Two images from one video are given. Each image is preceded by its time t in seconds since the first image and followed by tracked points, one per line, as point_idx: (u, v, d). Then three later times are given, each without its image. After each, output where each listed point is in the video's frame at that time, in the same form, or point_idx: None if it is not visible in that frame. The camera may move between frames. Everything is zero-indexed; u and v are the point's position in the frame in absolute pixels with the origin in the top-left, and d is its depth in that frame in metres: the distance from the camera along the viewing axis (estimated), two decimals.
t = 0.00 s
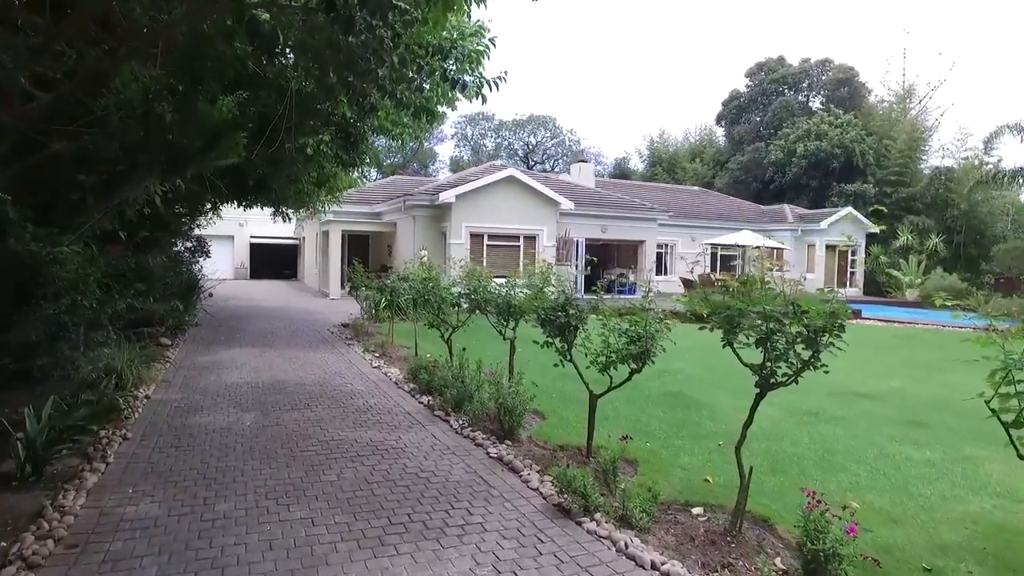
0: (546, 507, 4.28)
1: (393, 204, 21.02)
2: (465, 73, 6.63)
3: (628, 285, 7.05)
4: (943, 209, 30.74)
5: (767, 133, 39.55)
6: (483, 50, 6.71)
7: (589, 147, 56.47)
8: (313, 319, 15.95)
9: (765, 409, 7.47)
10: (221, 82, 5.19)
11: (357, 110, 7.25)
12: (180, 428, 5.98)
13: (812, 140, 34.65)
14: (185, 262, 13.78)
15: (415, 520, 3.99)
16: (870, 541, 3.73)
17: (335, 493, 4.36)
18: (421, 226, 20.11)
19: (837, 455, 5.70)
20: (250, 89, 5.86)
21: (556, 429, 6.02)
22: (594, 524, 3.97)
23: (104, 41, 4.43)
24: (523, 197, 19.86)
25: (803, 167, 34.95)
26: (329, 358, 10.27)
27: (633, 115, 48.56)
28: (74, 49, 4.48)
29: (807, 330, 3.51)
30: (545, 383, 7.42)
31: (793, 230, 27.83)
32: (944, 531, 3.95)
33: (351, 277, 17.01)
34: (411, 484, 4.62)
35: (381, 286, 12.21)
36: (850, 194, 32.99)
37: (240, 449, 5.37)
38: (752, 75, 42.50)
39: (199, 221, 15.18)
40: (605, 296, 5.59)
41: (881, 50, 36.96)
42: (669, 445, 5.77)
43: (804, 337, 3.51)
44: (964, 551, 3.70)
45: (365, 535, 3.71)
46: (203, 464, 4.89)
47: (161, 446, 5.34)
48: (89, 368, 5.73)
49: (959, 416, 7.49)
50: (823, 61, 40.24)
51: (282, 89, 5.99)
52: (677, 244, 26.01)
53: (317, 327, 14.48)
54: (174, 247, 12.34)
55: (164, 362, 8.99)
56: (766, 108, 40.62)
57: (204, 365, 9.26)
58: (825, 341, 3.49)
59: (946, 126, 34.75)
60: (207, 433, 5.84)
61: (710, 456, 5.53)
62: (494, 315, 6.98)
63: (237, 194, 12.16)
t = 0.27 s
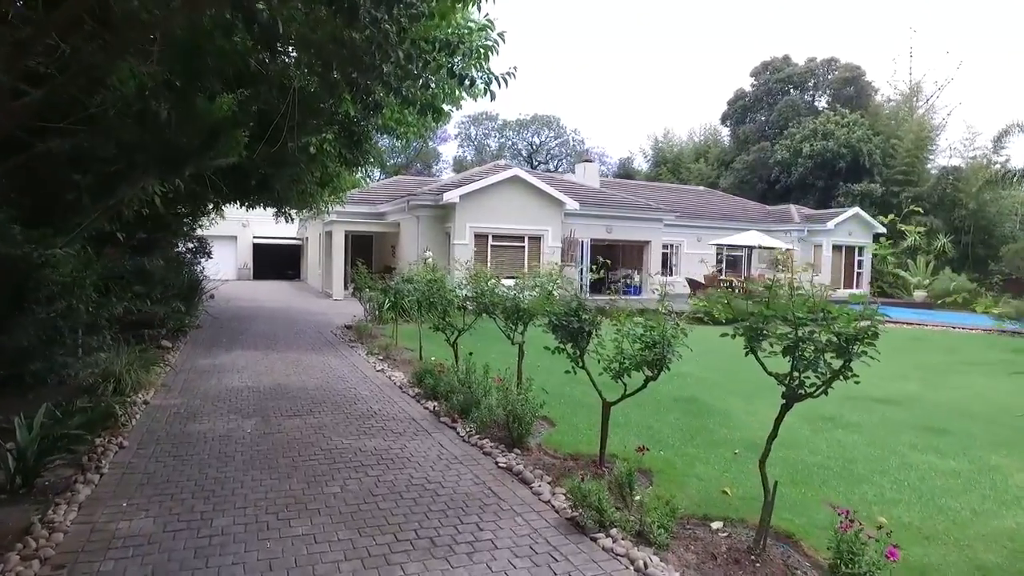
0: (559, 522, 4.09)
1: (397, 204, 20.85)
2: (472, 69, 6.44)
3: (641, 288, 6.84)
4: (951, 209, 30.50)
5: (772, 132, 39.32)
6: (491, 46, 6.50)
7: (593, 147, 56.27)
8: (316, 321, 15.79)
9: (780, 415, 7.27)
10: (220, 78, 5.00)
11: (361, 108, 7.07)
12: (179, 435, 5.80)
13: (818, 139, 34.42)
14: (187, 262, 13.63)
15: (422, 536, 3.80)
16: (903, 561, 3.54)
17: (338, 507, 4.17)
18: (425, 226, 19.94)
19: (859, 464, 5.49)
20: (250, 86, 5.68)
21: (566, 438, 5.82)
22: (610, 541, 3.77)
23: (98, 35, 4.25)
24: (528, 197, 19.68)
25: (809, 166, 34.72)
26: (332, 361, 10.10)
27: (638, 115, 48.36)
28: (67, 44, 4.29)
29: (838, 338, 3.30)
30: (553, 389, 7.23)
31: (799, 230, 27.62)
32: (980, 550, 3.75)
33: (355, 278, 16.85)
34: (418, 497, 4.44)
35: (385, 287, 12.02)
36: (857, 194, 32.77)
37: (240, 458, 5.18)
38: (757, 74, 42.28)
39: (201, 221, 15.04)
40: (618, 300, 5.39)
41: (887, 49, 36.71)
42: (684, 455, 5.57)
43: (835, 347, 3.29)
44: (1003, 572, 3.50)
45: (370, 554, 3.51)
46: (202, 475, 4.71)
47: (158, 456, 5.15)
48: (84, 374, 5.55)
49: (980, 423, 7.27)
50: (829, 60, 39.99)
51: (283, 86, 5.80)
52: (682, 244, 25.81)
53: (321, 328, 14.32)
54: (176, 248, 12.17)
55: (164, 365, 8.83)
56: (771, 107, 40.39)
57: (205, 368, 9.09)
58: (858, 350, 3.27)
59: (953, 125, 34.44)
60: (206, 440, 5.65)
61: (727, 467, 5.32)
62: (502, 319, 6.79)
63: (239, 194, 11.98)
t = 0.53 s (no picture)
0: (570, 534, 3.92)
1: (400, 204, 20.68)
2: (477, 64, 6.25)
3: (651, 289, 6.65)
4: (957, 209, 30.27)
5: (776, 132, 39.10)
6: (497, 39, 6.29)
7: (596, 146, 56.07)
8: (318, 322, 15.63)
9: (794, 419, 7.08)
10: (218, 71, 4.84)
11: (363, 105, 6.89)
12: (176, 441, 5.63)
13: (822, 139, 34.20)
14: (188, 263, 13.47)
15: (426, 549, 3.63)
16: None
17: (339, 517, 4.00)
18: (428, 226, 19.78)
19: (875, 470, 5.32)
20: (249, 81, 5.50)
21: (574, 444, 5.64)
22: (624, 555, 3.60)
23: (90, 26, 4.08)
24: (531, 197, 19.50)
25: (814, 166, 34.51)
26: (334, 363, 9.93)
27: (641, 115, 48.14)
28: (57, 36, 4.13)
29: (868, 343, 3.12)
30: (560, 394, 7.05)
31: (804, 230, 27.42)
32: (1013, 565, 3.56)
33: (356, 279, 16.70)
34: (421, 506, 4.26)
35: (387, 288, 11.85)
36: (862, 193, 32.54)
37: (238, 464, 5.01)
38: (761, 74, 42.05)
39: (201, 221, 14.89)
40: (630, 302, 5.21)
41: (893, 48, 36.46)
42: (696, 461, 5.39)
43: (862, 353, 3.12)
44: None
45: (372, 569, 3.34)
46: (197, 483, 4.54)
47: (153, 462, 4.98)
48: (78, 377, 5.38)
49: (997, 427, 7.08)
50: (834, 59, 39.75)
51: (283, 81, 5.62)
52: (687, 244, 25.62)
53: (322, 329, 14.16)
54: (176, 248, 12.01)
55: (162, 368, 8.68)
56: (775, 106, 40.17)
57: (204, 370, 8.93)
58: (888, 355, 3.10)
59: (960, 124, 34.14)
60: (203, 446, 5.48)
61: (742, 474, 5.15)
62: (508, 321, 6.62)
63: (240, 193, 11.80)
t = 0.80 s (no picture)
0: (580, 548, 3.71)
1: (401, 204, 20.48)
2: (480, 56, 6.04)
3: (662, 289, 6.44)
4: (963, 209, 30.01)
5: (780, 131, 38.84)
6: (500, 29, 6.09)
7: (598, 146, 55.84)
8: (319, 322, 15.44)
9: (807, 424, 6.86)
10: (211, 63, 4.63)
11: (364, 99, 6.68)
12: (169, 447, 5.42)
13: (827, 138, 33.94)
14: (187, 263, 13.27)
15: (429, 564, 3.42)
16: None
17: (336, 530, 3.80)
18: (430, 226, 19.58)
19: (896, 478, 5.10)
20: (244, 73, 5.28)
21: (582, 449, 5.43)
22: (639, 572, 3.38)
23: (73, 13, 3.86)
24: (534, 196, 19.30)
25: (818, 165, 34.25)
26: (334, 365, 9.73)
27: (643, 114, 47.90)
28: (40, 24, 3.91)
29: (901, 347, 2.91)
30: (567, 398, 6.84)
31: (809, 230, 27.19)
32: None
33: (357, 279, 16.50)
34: (423, 517, 4.06)
35: (388, 288, 11.64)
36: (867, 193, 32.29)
37: (232, 471, 4.81)
38: (765, 72, 41.79)
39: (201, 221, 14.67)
40: (642, 303, 4.99)
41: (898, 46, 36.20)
42: (709, 468, 5.17)
43: (895, 358, 2.90)
44: None
45: None
46: (189, 492, 4.33)
47: (144, 470, 4.78)
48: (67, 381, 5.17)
49: (1018, 432, 6.84)
50: (838, 58, 39.49)
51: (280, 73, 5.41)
52: (691, 244, 25.39)
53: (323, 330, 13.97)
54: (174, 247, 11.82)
55: (158, 370, 8.47)
56: (779, 105, 39.93)
57: (200, 372, 8.72)
58: (924, 361, 2.88)
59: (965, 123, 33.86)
60: (197, 453, 5.27)
61: (757, 482, 4.93)
62: (513, 323, 6.41)
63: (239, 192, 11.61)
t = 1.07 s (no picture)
0: (590, 565, 3.51)
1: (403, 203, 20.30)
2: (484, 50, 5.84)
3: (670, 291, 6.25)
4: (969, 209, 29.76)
5: (784, 130, 38.59)
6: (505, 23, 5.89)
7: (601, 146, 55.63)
8: (320, 323, 15.27)
9: (820, 429, 6.66)
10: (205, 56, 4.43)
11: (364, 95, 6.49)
12: (162, 454, 5.24)
13: (832, 137, 33.70)
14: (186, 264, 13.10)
15: None
16: None
17: (332, 545, 3.61)
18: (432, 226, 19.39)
19: (918, 488, 4.90)
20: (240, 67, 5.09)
21: (589, 457, 5.24)
22: None
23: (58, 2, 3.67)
24: (537, 196, 19.10)
25: (823, 165, 34.01)
26: (335, 367, 9.55)
27: (647, 114, 47.67)
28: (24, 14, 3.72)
29: (937, 355, 2.71)
30: (572, 403, 6.64)
31: (814, 230, 26.96)
32: None
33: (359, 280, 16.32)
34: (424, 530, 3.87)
35: (390, 289, 11.46)
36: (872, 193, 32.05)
37: (226, 481, 4.62)
38: (769, 71, 41.55)
39: (201, 221, 14.48)
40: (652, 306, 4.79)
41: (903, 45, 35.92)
42: (722, 477, 4.97)
43: (930, 368, 2.71)
44: None
45: None
46: (180, 504, 4.15)
47: (134, 480, 4.59)
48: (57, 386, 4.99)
49: None
50: (842, 56, 39.22)
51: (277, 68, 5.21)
52: (695, 245, 25.18)
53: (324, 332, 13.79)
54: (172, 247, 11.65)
55: (155, 373, 8.30)
56: (783, 104, 39.68)
57: (198, 375, 8.55)
58: (963, 371, 2.69)
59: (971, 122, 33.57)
60: (191, 460, 5.09)
61: (773, 492, 4.74)
62: (518, 325, 6.22)
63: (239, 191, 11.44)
